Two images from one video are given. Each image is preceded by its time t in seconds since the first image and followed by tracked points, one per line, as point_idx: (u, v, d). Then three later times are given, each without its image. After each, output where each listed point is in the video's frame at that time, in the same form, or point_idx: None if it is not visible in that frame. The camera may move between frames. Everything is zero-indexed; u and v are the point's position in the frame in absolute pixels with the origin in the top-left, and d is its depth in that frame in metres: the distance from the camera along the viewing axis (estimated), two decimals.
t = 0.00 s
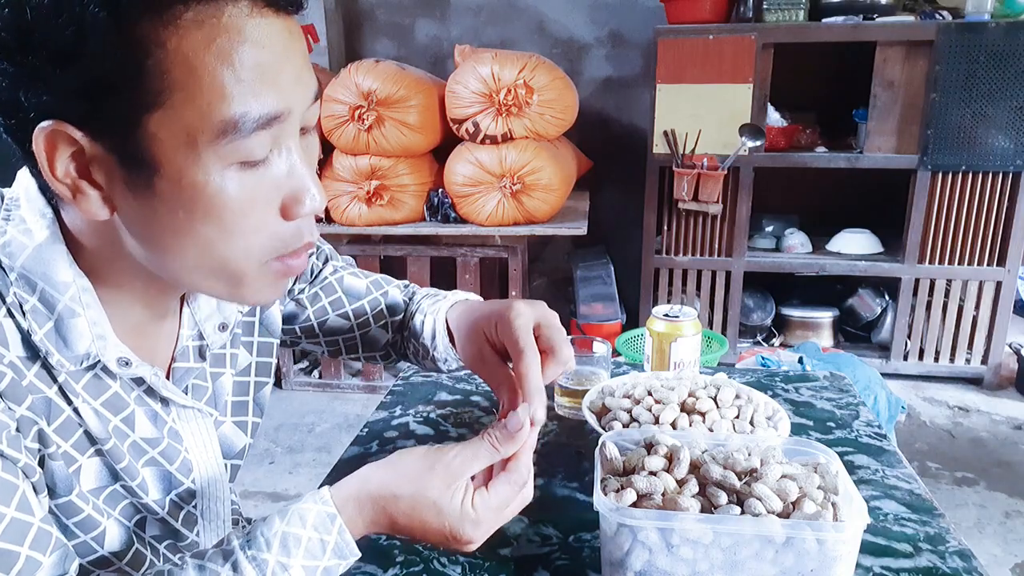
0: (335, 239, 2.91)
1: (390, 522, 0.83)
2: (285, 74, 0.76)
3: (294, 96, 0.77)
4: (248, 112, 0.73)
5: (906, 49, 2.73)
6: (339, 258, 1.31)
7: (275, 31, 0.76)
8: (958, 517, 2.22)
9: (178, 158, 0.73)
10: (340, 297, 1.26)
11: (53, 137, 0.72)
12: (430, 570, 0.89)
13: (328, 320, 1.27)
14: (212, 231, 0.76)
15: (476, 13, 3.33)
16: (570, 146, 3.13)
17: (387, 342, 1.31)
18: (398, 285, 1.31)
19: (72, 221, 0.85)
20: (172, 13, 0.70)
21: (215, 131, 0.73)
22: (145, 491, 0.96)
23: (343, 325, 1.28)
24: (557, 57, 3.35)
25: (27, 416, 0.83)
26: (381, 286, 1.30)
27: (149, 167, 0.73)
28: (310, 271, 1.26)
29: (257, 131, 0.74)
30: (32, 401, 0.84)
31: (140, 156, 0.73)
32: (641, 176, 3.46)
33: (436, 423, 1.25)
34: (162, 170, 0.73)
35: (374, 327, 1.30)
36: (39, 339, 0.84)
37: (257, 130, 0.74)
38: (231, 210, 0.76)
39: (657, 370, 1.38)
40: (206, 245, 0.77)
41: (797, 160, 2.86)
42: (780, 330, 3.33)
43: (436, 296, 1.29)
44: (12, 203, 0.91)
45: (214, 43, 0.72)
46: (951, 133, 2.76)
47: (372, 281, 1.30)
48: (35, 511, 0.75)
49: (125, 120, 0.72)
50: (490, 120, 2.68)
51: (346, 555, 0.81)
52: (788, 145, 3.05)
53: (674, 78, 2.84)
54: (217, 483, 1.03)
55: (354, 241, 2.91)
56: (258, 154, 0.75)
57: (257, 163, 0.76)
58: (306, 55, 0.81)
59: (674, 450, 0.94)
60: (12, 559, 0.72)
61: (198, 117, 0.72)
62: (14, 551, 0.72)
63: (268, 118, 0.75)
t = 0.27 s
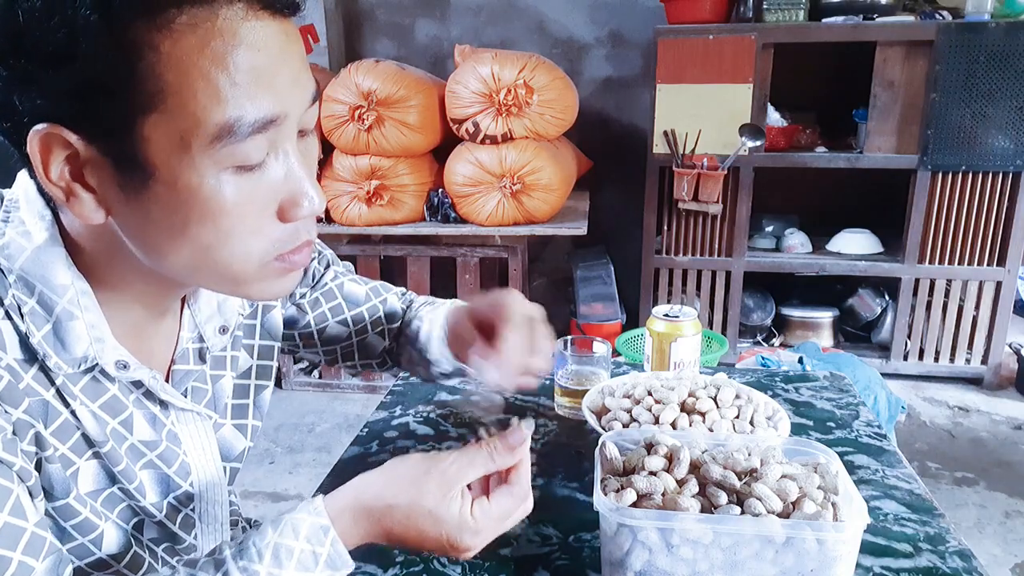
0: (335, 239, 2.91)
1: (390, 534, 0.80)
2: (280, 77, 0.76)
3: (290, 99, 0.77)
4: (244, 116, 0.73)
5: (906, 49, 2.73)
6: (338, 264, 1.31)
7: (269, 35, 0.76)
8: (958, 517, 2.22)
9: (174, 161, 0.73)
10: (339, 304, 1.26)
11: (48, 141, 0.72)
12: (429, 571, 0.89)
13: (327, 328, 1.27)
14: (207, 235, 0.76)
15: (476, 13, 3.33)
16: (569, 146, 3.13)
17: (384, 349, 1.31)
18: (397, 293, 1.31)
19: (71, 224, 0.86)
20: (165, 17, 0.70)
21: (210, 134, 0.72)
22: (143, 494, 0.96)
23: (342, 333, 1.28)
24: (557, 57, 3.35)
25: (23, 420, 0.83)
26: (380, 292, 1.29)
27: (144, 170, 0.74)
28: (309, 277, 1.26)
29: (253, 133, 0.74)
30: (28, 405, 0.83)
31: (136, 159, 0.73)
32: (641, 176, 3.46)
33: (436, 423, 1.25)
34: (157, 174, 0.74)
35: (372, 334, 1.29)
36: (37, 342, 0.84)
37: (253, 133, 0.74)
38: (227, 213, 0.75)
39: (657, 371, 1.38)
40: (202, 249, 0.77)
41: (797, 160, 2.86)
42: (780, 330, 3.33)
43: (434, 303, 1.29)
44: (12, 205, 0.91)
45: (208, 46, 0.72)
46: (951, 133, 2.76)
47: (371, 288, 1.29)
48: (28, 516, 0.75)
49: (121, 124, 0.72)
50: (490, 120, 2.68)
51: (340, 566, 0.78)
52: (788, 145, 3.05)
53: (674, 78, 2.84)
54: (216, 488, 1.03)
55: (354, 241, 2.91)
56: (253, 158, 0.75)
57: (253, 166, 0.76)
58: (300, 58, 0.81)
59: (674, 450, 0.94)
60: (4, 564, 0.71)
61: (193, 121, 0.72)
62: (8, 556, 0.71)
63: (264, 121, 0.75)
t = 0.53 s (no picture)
0: (335, 239, 2.91)
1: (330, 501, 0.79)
2: (303, 86, 0.75)
3: (311, 109, 0.76)
4: (266, 127, 0.73)
5: (906, 49, 2.73)
6: (341, 269, 1.31)
7: (294, 46, 0.75)
8: (958, 517, 2.22)
9: (194, 170, 0.73)
10: (339, 309, 1.26)
11: (68, 146, 0.72)
12: (430, 571, 0.89)
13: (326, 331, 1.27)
14: (223, 243, 0.76)
15: (476, 13, 3.33)
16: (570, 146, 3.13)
17: (381, 355, 1.28)
18: (395, 298, 1.29)
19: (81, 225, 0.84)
20: (192, 27, 0.70)
21: (233, 145, 0.72)
22: (144, 495, 0.97)
23: (341, 338, 1.27)
24: (557, 57, 3.35)
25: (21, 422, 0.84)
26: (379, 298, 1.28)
27: (164, 178, 0.73)
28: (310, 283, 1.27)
29: (275, 144, 0.74)
30: (23, 409, 0.84)
31: (155, 166, 0.73)
32: (641, 176, 3.46)
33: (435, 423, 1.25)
34: (176, 182, 0.73)
35: (369, 340, 1.27)
36: (41, 343, 0.85)
37: (275, 144, 0.74)
38: (244, 223, 0.76)
39: (657, 370, 1.38)
40: (217, 256, 0.77)
41: (797, 160, 2.86)
42: (780, 330, 3.33)
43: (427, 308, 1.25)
44: (19, 205, 0.90)
45: (232, 57, 0.71)
46: (951, 133, 2.76)
47: (371, 294, 1.28)
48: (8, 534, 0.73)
49: (143, 131, 0.72)
50: (490, 120, 2.68)
51: (278, 544, 0.79)
52: (788, 145, 3.05)
53: (674, 78, 2.84)
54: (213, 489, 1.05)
55: (354, 241, 2.91)
56: (273, 168, 0.75)
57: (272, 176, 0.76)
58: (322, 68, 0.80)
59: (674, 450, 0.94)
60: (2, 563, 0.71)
61: (215, 130, 0.71)
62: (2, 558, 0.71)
63: (286, 132, 0.74)
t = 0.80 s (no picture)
0: (335, 239, 2.91)
1: (334, 535, 0.78)
2: (303, 90, 0.75)
3: (311, 113, 0.76)
4: (266, 130, 0.73)
5: (906, 49, 2.73)
6: (341, 273, 1.31)
7: (294, 50, 0.75)
8: (958, 517, 2.22)
9: (195, 173, 0.73)
10: (340, 313, 1.26)
11: (69, 148, 0.72)
12: (430, 571, 0.89)
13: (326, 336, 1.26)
14: (227, 245, 0.77)
15: (476, 13, 3.33)
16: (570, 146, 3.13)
17: (379, 360, 1.30)
18: (395, 303, 1.31)
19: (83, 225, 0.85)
20: (193, 33, 0.70)
21: (233, 148, 0.72)
22: (145, 494, 0.96)
23: (340, 342, 1.27)
24: (557, 57, 3.35)
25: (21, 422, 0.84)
26: (380, 303, 1.30)
27: (165, 180, 0.74)
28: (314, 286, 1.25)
29: (276, 148, 0.74)
30: (25, 407, 0.84)
31: (156, 169, 0.73)
32: (641, 176, 3.46)
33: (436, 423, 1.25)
34: (178, 185, 0.74)
35: (368, 344, 1.29)
36: (43, 342, 0.85)
37: (276, 147, 0.74)
38: (246, 225, 0.76)
39: (657, 370, 1.38)
40: (221, 258, 0.78)
41: (797, 160, 2.86)
42: (780, 330, 3.33)
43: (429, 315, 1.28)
44: (22, 204, 0.91)
45: (234, 62, 0.72)
46: (951, 133, 2.76)
47: (371, 298, 1.29)
48: None
49: (143, 134, 0.72)
50: (490, 120, 2.68)
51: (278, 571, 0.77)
52: (788, 145, 3.05)
53: (674, 78, 2.84)
54: (216, 489, 1.04)
55: (354, 241, 2.92)
56: (274, 170, 0.75)
57: (274, 179, 0.76)
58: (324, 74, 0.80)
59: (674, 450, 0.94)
60: None
61: (216, 134, 0.72)
62: None
63: (286, 136, 0.74)
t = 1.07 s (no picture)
0: (335, 239, 2.91)
1: None
2: (295, 86, 0.75)
3: (303, 108, 0.75)
4: (257, 126, 0.72)
5: (906, 49, 2.73)
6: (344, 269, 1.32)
7: (286, 44, 0.74)
8: (958, 517, 2.22)
9: (187, 170, 0.73)
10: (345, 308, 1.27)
11: (63, 146, 0.72)
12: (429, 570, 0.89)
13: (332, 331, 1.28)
14: (219, 241, 0.77)
15: (476, 13, 3.33)
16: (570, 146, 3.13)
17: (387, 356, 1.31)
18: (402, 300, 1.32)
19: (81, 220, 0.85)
20: (182, 28, 0.68)
21: (224, 145, 0.72)
22: (144, 487, 0.95)
23: (346, 338, 1.28)
24: (557, 57, 3.35)
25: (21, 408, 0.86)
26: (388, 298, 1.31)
27: (157, 178, 0.74)
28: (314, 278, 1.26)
29: (268, 144, 0.74)
30: (31, 393, 0.87)
31: (148, 166, 0.73)
32: (641, 176, 3.46)
33: (436, 423, 1.25)
34: (170, 182, 0.73)
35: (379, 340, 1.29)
36: (42, 331, 0.86)
37: (268, 143, 0.74)
38: (238, 222, 0.76)
39: (657, 371, 1.38)
40: (213, 254, 0.78)
41: (797, 160, 2.86)
42: (780, 330, 3.33)
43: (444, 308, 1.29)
44: (20, 198, 0.91)
45: (224, 56, 0.71)
46: (951, 133, 2.76)
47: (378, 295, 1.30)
48: None
49: (134, 131, 0.71)
50: (490, 120, 2.68)
51: None
52: (788, 145, 3.05)
53: (673, 78, 2.84)
54: (218, 488, 1.01)
55: (354, 241, 2.91)
56: (266, 167, 0.75)
57: (266, 176, 0.75)
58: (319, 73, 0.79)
59: (674, 450, 0.94)
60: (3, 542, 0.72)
61: (207, 131, 0.71)
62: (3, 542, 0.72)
63: (278, 132, 0.74)
